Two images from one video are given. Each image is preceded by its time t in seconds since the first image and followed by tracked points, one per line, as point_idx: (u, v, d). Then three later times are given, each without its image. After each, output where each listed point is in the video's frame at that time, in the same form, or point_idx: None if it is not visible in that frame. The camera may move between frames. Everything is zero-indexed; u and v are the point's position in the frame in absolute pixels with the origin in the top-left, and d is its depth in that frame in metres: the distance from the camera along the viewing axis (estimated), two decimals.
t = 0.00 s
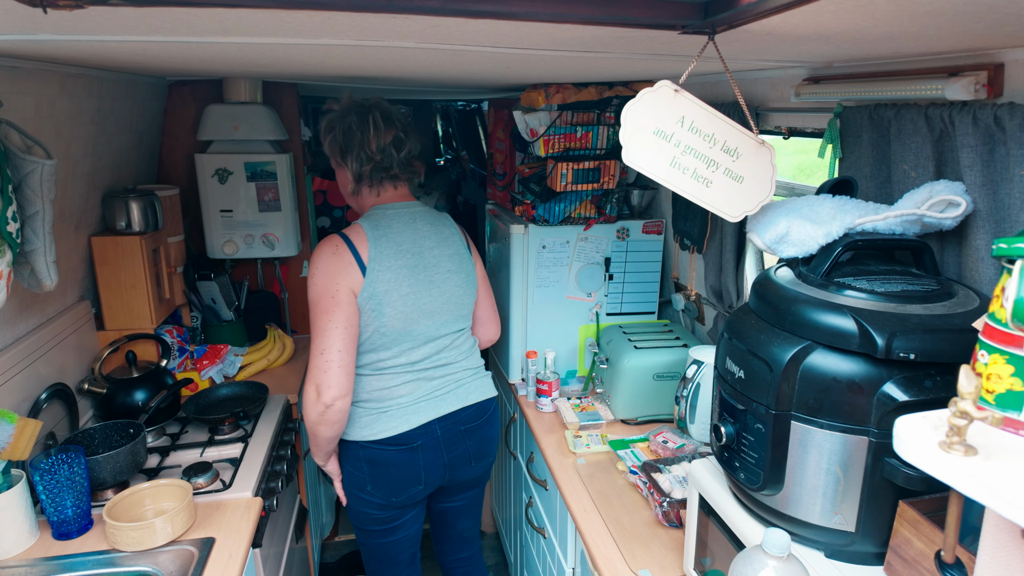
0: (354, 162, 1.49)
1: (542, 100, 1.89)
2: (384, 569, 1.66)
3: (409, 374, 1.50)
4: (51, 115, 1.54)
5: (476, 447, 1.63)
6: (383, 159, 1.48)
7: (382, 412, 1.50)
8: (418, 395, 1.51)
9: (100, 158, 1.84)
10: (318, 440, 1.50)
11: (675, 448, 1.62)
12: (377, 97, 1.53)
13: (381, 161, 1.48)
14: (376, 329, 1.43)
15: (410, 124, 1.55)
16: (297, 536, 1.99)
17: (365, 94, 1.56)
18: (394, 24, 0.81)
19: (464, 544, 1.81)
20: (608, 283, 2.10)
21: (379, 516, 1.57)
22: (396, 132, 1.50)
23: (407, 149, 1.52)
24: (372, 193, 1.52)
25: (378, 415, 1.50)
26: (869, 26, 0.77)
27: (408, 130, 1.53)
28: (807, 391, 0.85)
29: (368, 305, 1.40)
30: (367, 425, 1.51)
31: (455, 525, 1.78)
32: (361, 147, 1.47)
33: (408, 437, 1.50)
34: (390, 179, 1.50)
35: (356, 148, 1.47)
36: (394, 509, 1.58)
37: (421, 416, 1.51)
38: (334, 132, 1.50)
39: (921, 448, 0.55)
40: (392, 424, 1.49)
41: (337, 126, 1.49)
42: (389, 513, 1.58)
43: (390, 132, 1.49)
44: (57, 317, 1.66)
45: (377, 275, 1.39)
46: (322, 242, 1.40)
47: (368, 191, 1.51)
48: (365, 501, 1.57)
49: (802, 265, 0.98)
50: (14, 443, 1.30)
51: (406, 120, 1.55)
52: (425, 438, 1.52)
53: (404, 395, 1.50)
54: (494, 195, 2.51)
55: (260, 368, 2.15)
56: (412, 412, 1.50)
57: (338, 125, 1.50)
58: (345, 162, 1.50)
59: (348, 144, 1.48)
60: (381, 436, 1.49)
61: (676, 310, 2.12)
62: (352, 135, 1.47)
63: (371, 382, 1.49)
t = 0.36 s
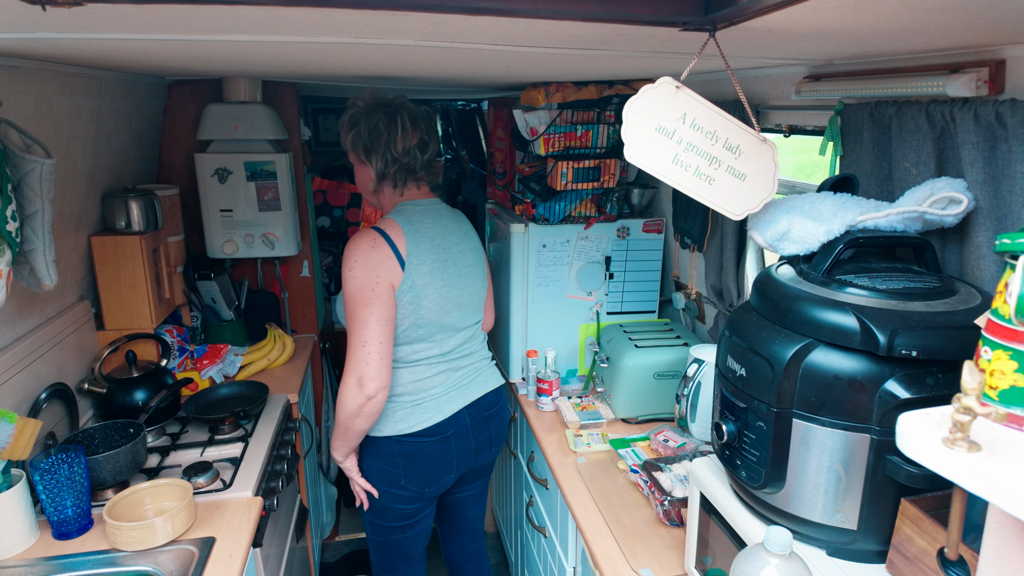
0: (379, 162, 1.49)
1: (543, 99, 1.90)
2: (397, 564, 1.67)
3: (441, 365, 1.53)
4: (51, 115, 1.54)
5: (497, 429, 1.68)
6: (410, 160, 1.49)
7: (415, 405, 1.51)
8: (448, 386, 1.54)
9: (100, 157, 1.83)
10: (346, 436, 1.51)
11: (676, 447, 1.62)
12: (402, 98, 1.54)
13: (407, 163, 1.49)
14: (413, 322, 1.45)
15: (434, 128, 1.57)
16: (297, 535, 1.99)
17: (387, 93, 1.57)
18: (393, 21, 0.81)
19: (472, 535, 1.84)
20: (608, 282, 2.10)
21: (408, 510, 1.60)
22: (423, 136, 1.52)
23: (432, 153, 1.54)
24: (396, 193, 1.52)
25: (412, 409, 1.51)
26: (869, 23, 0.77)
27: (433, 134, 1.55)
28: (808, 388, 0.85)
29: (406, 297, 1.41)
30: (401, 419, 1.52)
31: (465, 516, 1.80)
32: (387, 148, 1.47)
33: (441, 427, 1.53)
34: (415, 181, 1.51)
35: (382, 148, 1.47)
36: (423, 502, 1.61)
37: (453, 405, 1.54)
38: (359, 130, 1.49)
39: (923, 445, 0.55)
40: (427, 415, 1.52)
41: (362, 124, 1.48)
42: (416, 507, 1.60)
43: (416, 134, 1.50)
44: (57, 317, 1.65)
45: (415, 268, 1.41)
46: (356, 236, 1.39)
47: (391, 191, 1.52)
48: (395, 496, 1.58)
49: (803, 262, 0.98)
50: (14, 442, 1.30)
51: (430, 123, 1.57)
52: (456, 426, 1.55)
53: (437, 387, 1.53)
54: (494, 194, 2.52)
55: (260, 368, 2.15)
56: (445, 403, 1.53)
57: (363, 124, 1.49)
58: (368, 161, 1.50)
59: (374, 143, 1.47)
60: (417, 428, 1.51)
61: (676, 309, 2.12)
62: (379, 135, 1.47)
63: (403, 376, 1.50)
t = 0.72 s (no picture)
0: (377, 165, 1.49)
1: (543, 100, 1.88)
2: (398, 563, 1.68)
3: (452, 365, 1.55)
4: (51, 116, 1.54)
5: (501, 427, 1.71)
6: (408, 166, 1.49)
7: (427, 406, 1.52)
8: (458, 384, 1.56)
9: (100, 158, 1.84)
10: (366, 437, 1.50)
11: (676, 447, 1.63)
12: (405, 100, 1.54)
13: (406, 168, 1.50)
14: (428, 321, 1.47)
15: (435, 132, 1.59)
16: (298, 536, 1.99)
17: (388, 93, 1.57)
18: (394, 23, 0.81)
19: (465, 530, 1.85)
20: (608, 282, 2.10)
21: (414, 509, 1.61)
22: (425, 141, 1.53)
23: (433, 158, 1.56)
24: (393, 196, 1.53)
25: (423, 409, 1.52)
26: (868, 24, 0.77)
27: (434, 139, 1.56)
28: (808, 389, 0.85)
29: (425, 297, 1.43)
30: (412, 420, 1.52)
31: (463, 513, 1.81)
32: (386, 152, 1.47)
33: (451, 425, 1.55)
34: (413, 186, 1.53)
35: (381, 152, 1.47)
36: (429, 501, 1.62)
37: (461, 403, 1.57)
38: (359, 130, 1.49)
39: (922, 446, 0.55)
40: (438, 415, 1.53)
41: (363, 125, 1.48)
42: (421, 506, 1.61)
43: (416, 139, 1.50)
44: (57, 318, 1.66)
45: (434, 269, 1.44)
46: (374, 242, 1.38)
47: (388, 193, 1.53)
48: (402, 497, 1.58)
49: (803, 263, 0.98)
50: (15, 443, 1.30)
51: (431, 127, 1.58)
52: (464, 424, 1.58)
53: (448, 384, 1.54)
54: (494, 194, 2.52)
55: (260, 369, 2.15)
56: (454, 401, 1.55)
57: (364, 124, 1.48)
58: (367, 162, 1.50)
59: (373, 146, 1.47)
60: (428, 428, 1.52)
61: (676, 310, 2.12)
62: (378, 138, 1.47)
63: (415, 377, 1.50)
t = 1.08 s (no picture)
0: (336, 170, 1.50)
1: (541, 101, 1.88)
2: (389, 569, 1.68)
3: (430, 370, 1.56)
4: (51, 117, 1.54)
5: (478, 428, 1.72)
6: (367, 173, 1.49)
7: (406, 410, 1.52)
8: (436, 389, 1.57)
9: (100, 159, 1.84)
10: (351, 443, 1.48)
11: (674, 448, 1.63)
12: (371, 105, 1.53)
13: (365, 176, 1.49)
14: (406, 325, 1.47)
15: (403, 138, 1.58)
16: (298, 536, 1.99)
17: (358, 95, 1.57)
18: (393, 26, 0.81)
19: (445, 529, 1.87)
20: (608, 283, 2.10)
21: (398, 513, 1.62)
22: (390, 148, 1.52)
23: (398, 165, 1.56)
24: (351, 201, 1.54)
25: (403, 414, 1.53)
26: (865, 27, 0.77)
27: (400, 145, 1.55)
28: (806, 390, 0.85)
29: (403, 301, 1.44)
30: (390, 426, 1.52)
31: (443, 512, 1.84)
32: (346, 157, 1.47)
33: (430, 429, 1.56)
34: (373, 194, 1.52)
35: (341, 157, 1.48)
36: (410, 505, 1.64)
37: (440, 406, 1.57)
38: (322, 133, 1.49)
39: (917, 448, 0.55)
40: (417, 420, 1.53)
41: (326, 128, 1.48)
42: (405, 510, 1.62)
43: (379, 146, 1.49)
44: (57, 318, 1.66)
45: (410, 274, 1.45)
46: (349, 251, 1.36)
47: (348, 198, 1.54)
48: (386, 502, 1.59)
49: (800, 265, 0.99)
50: (15, 443, 1.31)
51: (399, 132, 1.58)
52: (443, 427, 1.59)
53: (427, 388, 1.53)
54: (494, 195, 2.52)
55: (260, 369, 2.15)
56: (433, 405, 1.55)
57: (327, 128, 1.49)
58: (328, 166, 1.51)
59: (334, 151, 1.48)
60: (407, 433, 1.52)
61: (676, 310, 2.12)
62: (339, 143, 1.47)
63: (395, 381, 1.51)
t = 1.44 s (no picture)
0: (301, 170, 1.48)
1: (543, 100, 1.89)
2: None
3: (389, 379, 1.49)
4: (52, 116, 1.54)
5: (462, 448, 1.64)
6: (329, 172, 1.46)
7: (361, 421, 1.48)
8: (398, 399, 1.50)
9: (101, 158, 1.84)
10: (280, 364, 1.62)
11: (675, 448, 1.63)
12: (338, 105, 1.52)
13: (327, 174, 1.46)
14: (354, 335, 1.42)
15: (372, 138, 1.56)
16: (298, 535, 1.99)
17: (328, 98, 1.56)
18: (395, 25, 0.81)
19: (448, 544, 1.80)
20: (608, 283, 2.10)
21: (374, 527, 1.58)
22: (355, 145, 1.49)
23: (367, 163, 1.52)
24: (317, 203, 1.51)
25: (358, 425, 1.48)
26: (867, 26, 0.77)
27: (368, 143, 1.52)
28: (807, 389, 0.85)
29: (341, 310, 1.38)
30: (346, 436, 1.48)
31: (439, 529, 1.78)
32: (308, 157, 1.46)
33: (392, 444, 1.50)
34: (337, 194, 1.48)
35: (304, 157, 1.47)
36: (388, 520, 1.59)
37: (405, 421, 1.51)
38: (287, 135, 1.50)
39: (920, 447, 0.55)
40: (374, 432, 1.48)
41: (290, 130, 1.49)
42: (377, 525, 1.58)
43: (340, 145, 1.47)
44: (58, 317, 1.66)
45: (356, 282, 1.38)
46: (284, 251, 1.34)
47: (315, 200, 1.50)
48: (351, 515, 1.57)
49: (801, 264, 0.98)
50: (16, 443, 1.30)
51: (368, 133, 1.56)
52: (409, 445, 1.52)
53: (381, 402, 1.48)
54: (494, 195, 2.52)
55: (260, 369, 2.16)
56: (394, 418, 1.50)
57: (291, 129, 1.49)
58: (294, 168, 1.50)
59: (297, 151, 1.47)
60: (364, 446, 1.47)
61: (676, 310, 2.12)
62: (301, 143, 1.46)
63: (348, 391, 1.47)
